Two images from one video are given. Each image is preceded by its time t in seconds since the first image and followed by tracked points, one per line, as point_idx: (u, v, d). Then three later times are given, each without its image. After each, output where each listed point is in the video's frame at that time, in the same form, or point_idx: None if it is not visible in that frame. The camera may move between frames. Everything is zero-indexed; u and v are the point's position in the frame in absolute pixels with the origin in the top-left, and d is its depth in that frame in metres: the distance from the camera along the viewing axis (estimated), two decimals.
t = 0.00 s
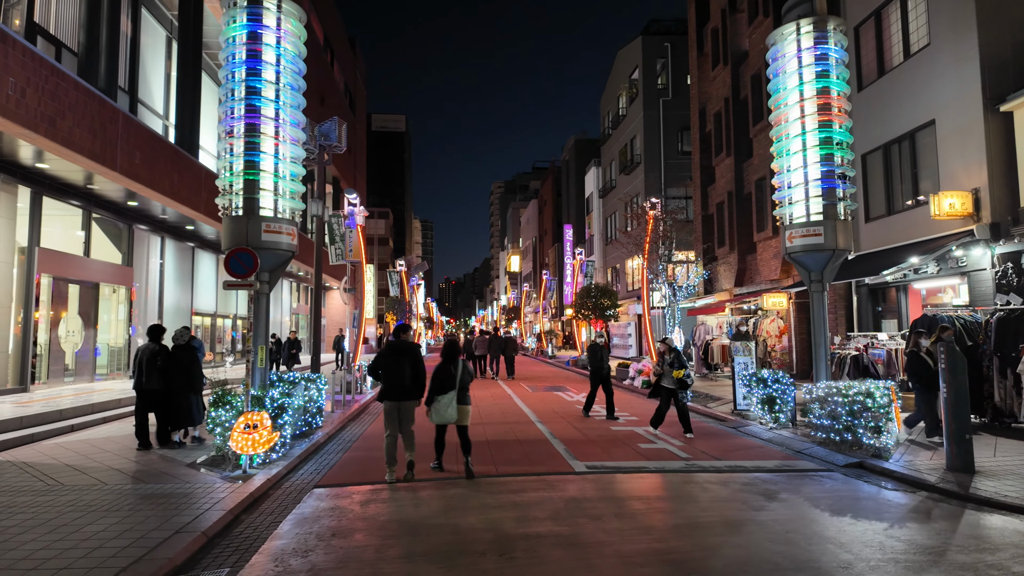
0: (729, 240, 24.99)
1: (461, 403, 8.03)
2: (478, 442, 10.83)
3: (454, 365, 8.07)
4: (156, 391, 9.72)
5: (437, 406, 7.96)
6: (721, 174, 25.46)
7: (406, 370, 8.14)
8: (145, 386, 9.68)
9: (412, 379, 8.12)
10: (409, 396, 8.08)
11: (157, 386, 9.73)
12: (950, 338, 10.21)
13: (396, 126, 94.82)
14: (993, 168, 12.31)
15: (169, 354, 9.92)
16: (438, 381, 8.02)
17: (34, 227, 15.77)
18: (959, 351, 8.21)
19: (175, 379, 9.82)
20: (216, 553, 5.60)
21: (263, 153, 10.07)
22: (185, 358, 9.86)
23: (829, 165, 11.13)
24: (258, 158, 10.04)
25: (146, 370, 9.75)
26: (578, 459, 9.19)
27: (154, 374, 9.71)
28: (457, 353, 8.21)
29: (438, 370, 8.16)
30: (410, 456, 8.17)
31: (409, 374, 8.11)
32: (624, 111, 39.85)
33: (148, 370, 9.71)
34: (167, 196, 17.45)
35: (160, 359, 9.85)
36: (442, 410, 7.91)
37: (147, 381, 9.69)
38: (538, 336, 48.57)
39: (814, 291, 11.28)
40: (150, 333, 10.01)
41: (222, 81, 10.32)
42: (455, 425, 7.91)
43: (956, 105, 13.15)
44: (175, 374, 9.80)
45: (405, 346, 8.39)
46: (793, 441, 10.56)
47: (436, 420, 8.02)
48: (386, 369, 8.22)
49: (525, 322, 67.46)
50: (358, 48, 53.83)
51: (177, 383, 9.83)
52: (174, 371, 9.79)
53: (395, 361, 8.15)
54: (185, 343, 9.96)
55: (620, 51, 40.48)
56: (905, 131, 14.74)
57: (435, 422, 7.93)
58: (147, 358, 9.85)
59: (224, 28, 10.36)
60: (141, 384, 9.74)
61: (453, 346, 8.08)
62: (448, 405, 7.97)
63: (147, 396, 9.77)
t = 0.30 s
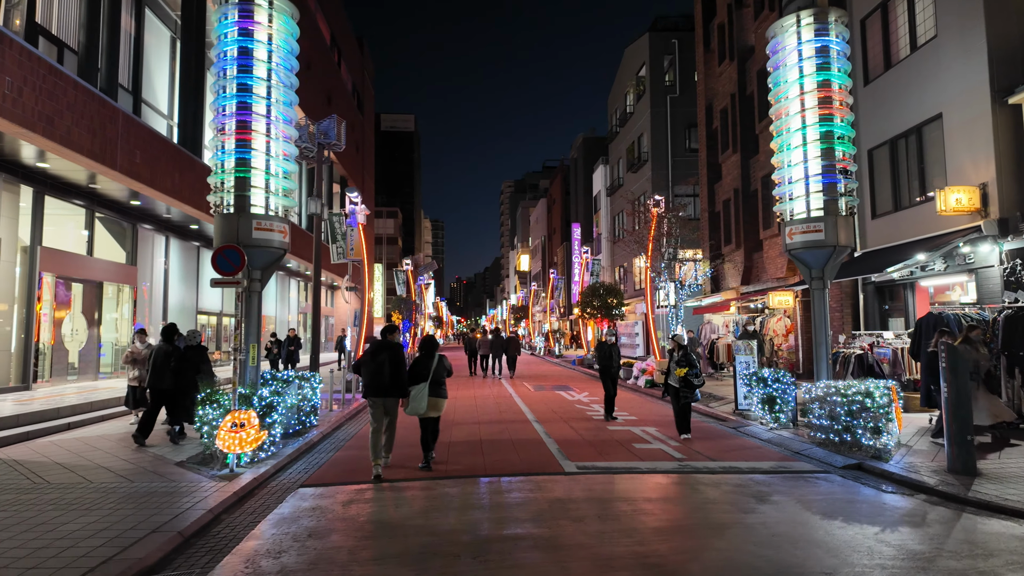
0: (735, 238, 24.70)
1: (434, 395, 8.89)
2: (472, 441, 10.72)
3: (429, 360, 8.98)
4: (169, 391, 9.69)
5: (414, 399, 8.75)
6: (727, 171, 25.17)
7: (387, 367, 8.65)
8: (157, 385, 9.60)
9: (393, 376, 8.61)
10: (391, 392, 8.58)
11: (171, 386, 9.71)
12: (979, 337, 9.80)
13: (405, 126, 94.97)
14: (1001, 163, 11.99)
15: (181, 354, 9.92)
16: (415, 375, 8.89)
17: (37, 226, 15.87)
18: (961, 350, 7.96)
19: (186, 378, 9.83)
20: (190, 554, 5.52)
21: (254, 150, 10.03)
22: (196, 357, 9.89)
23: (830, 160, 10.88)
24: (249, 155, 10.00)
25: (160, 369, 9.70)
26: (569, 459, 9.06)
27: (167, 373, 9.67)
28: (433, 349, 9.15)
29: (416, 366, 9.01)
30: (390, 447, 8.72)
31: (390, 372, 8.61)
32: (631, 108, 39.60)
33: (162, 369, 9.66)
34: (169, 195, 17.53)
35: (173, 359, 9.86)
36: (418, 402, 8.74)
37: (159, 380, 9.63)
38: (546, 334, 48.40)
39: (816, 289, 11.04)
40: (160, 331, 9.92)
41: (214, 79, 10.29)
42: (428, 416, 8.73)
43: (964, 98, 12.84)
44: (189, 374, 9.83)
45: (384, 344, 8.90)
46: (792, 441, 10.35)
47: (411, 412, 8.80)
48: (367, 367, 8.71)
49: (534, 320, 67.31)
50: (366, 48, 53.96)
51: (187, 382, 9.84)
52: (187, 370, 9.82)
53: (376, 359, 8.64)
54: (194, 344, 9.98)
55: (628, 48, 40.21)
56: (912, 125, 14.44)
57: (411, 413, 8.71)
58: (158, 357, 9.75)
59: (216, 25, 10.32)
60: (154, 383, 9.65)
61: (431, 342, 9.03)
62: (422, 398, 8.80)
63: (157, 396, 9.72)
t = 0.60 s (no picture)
0: (742, 236, 24.39)
1: (418, 394, 9.19)
2: (466, 444, 10.64)
3: (415, 358, 9.30)
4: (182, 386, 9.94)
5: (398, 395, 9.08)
6: (735, 169, 24.87)
7: (375, 365, 9.03)
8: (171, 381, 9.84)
9: (381, 373, 8.99)
10: (378, 388, 8.96)
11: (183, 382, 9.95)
12: (1007, 336, 9.34)
13: (416, 126, 95.18)
14: (1010, 159, 11.67)
15: (192, 350, 9.95)
16: (401, 372, 9.22)
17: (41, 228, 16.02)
18: (961, 352, 7.77)
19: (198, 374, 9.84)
20: (162, 557, 5.48)
21: (246, 151, 10.00)
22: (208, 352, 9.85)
23: (830, 157, 10.64)
24: (241, 155, 9.98)
25: (171, 366, 9.91)
26: (560, 462, 8.94)
27: (178, 369, 9.87)
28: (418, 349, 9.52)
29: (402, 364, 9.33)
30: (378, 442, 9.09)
31: (377, 369, 8.98)
32: (639, 106, 39.34)
33: (174, 366, 9.86)
34: (173, 195, 17.65)
35: (185, 356, 9.94)
36: (402, 400, 9.05)
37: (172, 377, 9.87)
38: (555, 334, 48.24)
39: (816, 289, 10.79)
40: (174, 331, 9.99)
41: (206, 79, 10.28)
42: (412, 413, 9.05)
43: (972, 92, 12.52)
44: (200, 369, 9.81)
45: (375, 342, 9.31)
46: (790, 444, 10.14)
47: (396, 410, 9.10)
48: (356, 364, 9.10)
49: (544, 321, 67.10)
50: (375, 48, 54.09)
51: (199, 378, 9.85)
52: (198, 366, 9.80)
53: (365, 356, 9.06)
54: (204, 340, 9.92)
55: (636, 46, 39.95)
56: (920, 121, 14.12)
57: (396, 409, 9.02)
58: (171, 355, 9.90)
59: (208, 26, 10.30)
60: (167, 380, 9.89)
61: (416, 343, 9.32)
62: (406, 395, 9.10)
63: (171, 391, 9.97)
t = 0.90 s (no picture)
0: (750, 235, 24.14)
1: (408, 393, 9.60)
2: (460, 444, 10.58)
3: (403, 359, 9.67)
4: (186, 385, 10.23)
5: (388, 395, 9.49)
6: (742, 167, 24.62)
7: (366, 368, 9.24)
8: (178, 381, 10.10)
9: (372, 375, 9.22)
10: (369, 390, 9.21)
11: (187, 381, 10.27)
12: None
13: (427, 127, 95.55)
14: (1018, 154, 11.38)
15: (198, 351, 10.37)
16: (391, 373, 9.60)
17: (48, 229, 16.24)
18: (961, 353, 7.56)
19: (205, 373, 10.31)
20: (139, 556, 5.48)
21: (240, 151, 10.04)
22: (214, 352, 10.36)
23: (829, 153, 10.45)
24: (235, 155, 10.01)
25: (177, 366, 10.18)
26: (551, 464, 8.85)
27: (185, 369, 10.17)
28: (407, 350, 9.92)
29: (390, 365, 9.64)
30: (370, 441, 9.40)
31: (368, 372, 9.19)
32: (648, 105, 39.13)
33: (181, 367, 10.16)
34: (177, 197, 17.80)
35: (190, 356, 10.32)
36: (392, 399, 9.46)
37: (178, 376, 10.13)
38: (564, 334, 48.08)
39: (816, 287, 10.59)
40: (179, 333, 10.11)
41: (201, 79, 10.32)
42: (402, 412, 9.47)
43: (980, 87, 12.23)
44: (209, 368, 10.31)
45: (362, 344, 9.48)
46: (789, 446, 9.97)
47: (387, 409, 9.51)
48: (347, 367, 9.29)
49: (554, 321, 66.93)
50: (385, 49, 54.36)
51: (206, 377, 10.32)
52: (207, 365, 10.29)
53: (356, 359, 9.24)
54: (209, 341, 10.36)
55: (644, 45, 39.76)
56: (926, 116, 13.83)
57: (387, 408, 9.44)
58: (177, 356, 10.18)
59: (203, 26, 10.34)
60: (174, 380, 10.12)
61: (403, 344, 9.69)
62: (396, 395, 9.50)
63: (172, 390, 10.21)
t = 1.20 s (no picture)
0: (758, 234, 23.84)
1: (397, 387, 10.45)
2: (454, 446, 10.54)
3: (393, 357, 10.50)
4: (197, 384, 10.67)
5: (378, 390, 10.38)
6: (750, 166, 24.33)
7: (358, 364, 10.44)
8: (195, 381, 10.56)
9: (362, 369, 10.39)
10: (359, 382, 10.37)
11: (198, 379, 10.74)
12: None
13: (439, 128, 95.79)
14: None
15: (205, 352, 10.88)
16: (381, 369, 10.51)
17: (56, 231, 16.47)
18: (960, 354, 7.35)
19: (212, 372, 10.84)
20: (117, 557, 5.50)
21: (234, 153, 10.08)
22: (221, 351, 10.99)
23: (829, 151, 10.26)
24: (229, 157, 10.06)
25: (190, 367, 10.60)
26: (542, 466, 8.79)
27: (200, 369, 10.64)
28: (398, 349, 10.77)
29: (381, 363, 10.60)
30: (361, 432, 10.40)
31: (358, 367, 10.39)
32: (658, 103, 38.85)
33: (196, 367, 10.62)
34: (183, 198, 17.99)
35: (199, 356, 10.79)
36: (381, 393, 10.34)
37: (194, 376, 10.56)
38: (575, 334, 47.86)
39: (816, 287, 10.38)
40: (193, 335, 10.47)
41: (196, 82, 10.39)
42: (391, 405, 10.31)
43: (988, 82, 11.93)
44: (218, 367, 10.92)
45: (354, 343, 10.66)
46: (787, 448, 9.81)
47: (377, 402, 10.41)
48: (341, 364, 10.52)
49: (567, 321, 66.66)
50: (396, 50, 54.53)
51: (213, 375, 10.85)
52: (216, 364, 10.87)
53: (349, 356, 10.47)
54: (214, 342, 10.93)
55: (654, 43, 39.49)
56: (935, 112, 13.53)
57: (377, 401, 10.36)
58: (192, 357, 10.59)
59: (198, 29, 10.39)
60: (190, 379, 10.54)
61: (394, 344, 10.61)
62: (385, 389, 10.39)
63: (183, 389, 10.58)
